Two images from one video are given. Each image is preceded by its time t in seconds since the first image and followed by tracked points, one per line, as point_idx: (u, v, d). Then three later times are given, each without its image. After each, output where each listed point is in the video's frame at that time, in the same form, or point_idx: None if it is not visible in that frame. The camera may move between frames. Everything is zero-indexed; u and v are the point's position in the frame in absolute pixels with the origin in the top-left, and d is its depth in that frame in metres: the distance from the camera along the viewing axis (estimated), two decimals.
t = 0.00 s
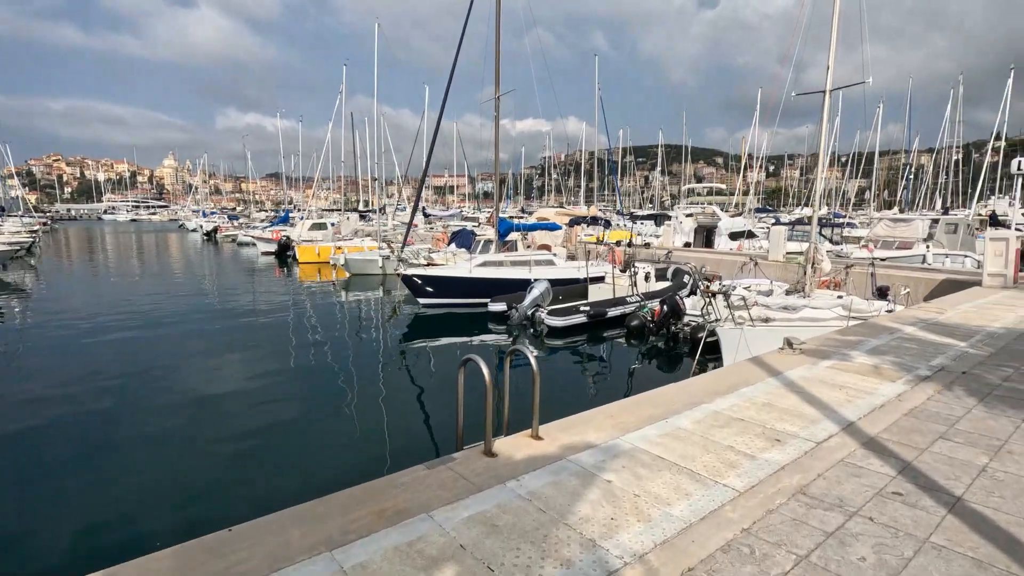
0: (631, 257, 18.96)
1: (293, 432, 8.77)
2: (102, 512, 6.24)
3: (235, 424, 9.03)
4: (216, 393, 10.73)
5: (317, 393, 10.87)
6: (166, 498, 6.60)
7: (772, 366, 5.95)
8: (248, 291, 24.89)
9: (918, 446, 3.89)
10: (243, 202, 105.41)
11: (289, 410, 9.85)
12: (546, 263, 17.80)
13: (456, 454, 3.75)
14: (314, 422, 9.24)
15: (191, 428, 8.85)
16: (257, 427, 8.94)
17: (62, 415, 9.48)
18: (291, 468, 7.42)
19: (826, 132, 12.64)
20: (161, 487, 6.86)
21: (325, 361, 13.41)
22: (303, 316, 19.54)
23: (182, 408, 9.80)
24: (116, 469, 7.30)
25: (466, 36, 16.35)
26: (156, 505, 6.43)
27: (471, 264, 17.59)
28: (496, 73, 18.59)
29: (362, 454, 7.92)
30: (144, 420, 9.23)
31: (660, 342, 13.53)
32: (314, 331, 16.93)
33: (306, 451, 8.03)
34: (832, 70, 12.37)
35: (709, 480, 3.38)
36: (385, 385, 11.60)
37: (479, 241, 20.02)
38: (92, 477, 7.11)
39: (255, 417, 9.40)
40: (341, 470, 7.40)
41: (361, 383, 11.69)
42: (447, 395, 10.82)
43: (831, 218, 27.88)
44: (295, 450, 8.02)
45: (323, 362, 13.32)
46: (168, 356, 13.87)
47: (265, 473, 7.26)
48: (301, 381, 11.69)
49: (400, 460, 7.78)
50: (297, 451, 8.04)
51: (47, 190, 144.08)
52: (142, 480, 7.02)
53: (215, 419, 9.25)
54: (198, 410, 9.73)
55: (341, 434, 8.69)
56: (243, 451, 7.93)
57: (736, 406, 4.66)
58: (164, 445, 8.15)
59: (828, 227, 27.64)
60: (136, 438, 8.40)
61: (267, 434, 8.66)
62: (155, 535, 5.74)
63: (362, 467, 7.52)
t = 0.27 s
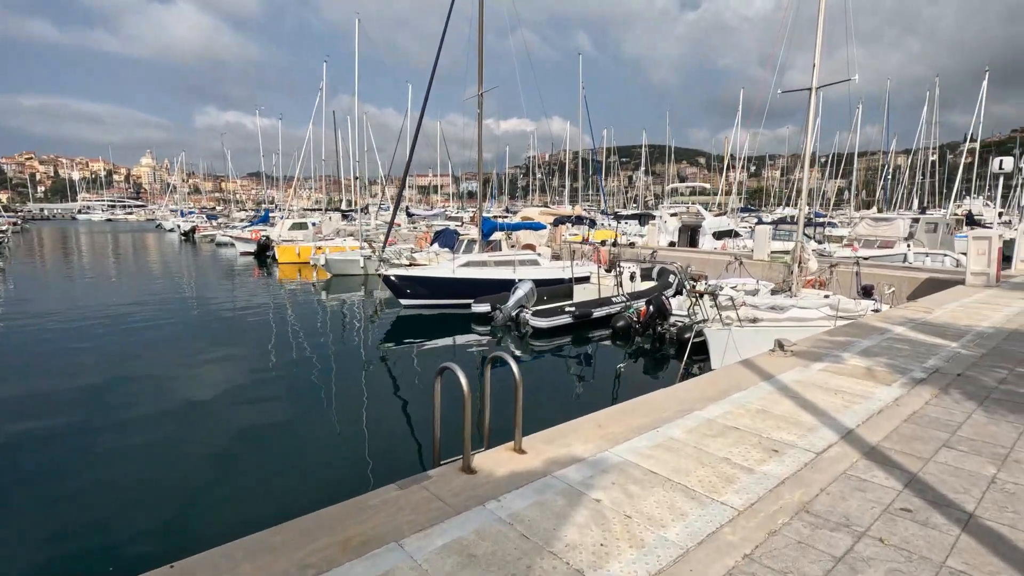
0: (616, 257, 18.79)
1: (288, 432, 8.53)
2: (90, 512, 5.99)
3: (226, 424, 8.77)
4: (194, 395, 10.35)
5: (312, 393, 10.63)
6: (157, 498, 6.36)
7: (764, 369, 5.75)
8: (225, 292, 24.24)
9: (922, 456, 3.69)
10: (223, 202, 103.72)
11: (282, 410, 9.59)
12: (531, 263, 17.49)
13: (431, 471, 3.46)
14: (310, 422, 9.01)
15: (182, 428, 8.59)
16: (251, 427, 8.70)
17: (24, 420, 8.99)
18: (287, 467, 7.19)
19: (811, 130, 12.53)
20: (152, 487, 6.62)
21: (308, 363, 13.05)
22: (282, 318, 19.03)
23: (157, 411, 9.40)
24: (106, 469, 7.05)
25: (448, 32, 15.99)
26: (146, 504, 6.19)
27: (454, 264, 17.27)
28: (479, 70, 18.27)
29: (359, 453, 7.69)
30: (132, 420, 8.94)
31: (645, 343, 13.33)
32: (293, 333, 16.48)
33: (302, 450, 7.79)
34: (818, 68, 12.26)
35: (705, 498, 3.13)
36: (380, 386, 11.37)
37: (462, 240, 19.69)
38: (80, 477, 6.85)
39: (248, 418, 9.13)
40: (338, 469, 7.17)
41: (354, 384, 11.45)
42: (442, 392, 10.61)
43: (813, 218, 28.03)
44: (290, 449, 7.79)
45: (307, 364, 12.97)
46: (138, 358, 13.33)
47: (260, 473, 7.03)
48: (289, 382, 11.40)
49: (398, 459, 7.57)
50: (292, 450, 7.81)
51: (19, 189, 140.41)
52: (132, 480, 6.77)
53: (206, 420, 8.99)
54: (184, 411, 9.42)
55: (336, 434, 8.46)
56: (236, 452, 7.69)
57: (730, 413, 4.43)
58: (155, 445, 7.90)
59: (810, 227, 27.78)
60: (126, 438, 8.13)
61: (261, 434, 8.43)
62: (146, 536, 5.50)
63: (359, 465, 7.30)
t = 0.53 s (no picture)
0: (601, 253, 18.56)
1: (283, 435, 8.34)
2: (79, 523, 5.80)
3: (218, 428, 8.57)
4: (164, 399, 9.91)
5: (304, 395, 10.41)
6: (149, 506, 6.18)
7: (754, 368, 5.52)
8: (201, 290, 23.59)
9: (924, 462, 3.48)
10: (201, 198, 101.58)
11: (275, 412, 9.38)
12: (514, 259, 17.26)
13: (401, 487, 3.15)
14: (304, 424, 8.82)
15: (173, 433, 8.38)
16: (244, 430, 8.50)
17: None
18: (282, 471, 7.02)
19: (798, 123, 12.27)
20: (144, 495, 6.43)
21: (290, 363, 12.71)
22: (259, 317, 18.51)
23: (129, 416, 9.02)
24: (99, 476, 6.89)
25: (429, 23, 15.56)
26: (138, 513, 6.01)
27: (436, 261, 16.91)
28: (461, 63, 17.86)
29: (355, 455, 7.52)
30: (119, 425, 8.71)
31: (631, 340, 13.12)
32: (270, 332, 16.00)
33: (297, 454, 7.61)
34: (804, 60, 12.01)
35: (698, 514, 2.87)
36: (373, 386, 11.17)
37: (445, 237, 19.31)
38: (68, 486, 6.65)
39: (240, 421, 8.94)
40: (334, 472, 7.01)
41: (347, 384, 11.24)
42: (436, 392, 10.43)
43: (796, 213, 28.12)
44: (286, 452, 7.66)
45: (288, 364, 12.61)
46: (106, 360, 12.79)
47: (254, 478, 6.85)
48: (277, 384, 11.14)
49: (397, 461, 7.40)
50: (287, 454, 7.63)
51: None
52: (123, 488, 6.58)
53: (196, 424, 8.77)
54: (170, 415, 9.15)
55: (332, 436, 8.28)
56: (229, 456, 7.50)
57: (721, 417, 4.19)
58: (147, 450, 7.73)
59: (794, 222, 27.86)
60: (115, 444, 7.92)
61: (255, 437, 8.24)
62: (143, 546, 5.37)
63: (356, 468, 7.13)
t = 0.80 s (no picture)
0: (585, 251, 18.34)
1: (277, 434, 8.08)
2: (67, 526, 5.51)
3: (208, 429, 8.28)
4: (130, 403, 9.45)
5: (296, 395, 10.15)
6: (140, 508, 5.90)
7: (745, 371, 5.29)
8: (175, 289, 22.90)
9: (930, 474, 3.27)
10: (178, 195, 99.43)
11: (265, 412, 9.10)
12: (498, 257, 16.96)
13: (366, 514, 2.85)
14: (298, 424, 8.57)
15: (160, 434, 8.07)
16: (235, 431, 8.21)
17: None
18: (279, 469, 6.78)
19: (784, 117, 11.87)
20: (134, 497, 6.14)
21: (270, 364, 12.30)
22: (234, 316, 17.98)
23: (95, 421, 8.58)
24: (84, 479, 6.56)
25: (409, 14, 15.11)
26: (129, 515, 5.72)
27: (417, 259, 16.53)
28: (443, 56, 17.45)
29: (352, 454, 7.30)
30: (101, 427, 8.35)
31: (616, 339, 12.89)
32: (246, 332, 15.48)
33: (293, 452, 7.37)
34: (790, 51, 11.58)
35: (694, 541, 2.61)
36: (364, 386, 10.92)
37: (426, 234, 18.92)
38: (53, 489, 6.34)
39: (231, 421, 8.65)
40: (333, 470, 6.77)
41: (337, 384, 10.98)
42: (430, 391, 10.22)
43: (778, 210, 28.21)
44: (280, 452, 7.38)
45: (267, 365, 12.20)
46: (70, 362, 12.23)
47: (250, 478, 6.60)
48: (259, 384, 10.78)
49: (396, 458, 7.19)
50: (283, 452, 7.39)
51: None
52: (112, 490, 6.29)
53: (183, 425, 8.45)
54: (151, 417, 8.80)
55: (327, 435, 8.05)
56: (220, 457, 7.20)
57: (713, 426, 3.95)
58: (134, 451, 7.41)
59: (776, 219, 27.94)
60: (101, 446, 7.60)
61: (248, 437, 7.97)
62: (132, 552, 5.07)
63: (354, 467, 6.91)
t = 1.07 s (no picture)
0: (570, 250, 18.12)
1: (271, 434, 7.81)
2: (58, 530, 5.19)
3: (197, 431, 7.95)
4: (95, 408, 8.96)
5: (283, 396, 9.83)
6: (136, 510, 5.60)
7: (737, 374, 5.07)
8: (147, 289, 22.16)
9: (942, 488, 3.06)
10: (154, 193, 97.31)
11: (255, 413, 8.80)
12: (481, 256, 16.64)
13: (330, 547, 2.53)
14: (292, 424, 8.30)
15: (146, 436, 7.72)
16: (228, 432, 7.90)
17: None
18: (281, 466, 6.54)
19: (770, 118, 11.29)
20: (131, 499, 5.83)
21: (248, 365, 11.86)
22: (209, 317, 17.40)
23: (69, 425, 8.15)
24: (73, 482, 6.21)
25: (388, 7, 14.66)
26: (122, 519, 5.41)
27: (399, 259, 16.14)
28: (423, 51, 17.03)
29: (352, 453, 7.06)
30: (84, 429, 7.97)
31: (601, 339, 12.66)
32: (222, 333, 14.96)
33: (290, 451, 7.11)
34: (775, 49, 11.03)
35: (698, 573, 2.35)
36: (354, 385, 10.65)
37: (408, 233, 18.53)
38: (42, 491, 6.01)
39: (220, 422, 8.32)
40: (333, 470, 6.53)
41: (327, 384, 10.67)
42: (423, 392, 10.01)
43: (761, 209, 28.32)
44: (277, 452, 7.08)
45: (245, 366, 11.77)
46: (31, 365, 11.63)
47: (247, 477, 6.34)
48: (241, 386, 10.38)
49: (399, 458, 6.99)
50: (280, 451, 7.12)
51: None
52: (104, 493, 5.96)
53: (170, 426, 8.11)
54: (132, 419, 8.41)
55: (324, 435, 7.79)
56: (215, 458, 6.89)
57: (710, 437, 3.69)
58: (123, 453, 7.05)
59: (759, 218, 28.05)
60: (88, 447, 7.26)
61: (241, 437, 7.67)
62: (132, 558, 4.77)
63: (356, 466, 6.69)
